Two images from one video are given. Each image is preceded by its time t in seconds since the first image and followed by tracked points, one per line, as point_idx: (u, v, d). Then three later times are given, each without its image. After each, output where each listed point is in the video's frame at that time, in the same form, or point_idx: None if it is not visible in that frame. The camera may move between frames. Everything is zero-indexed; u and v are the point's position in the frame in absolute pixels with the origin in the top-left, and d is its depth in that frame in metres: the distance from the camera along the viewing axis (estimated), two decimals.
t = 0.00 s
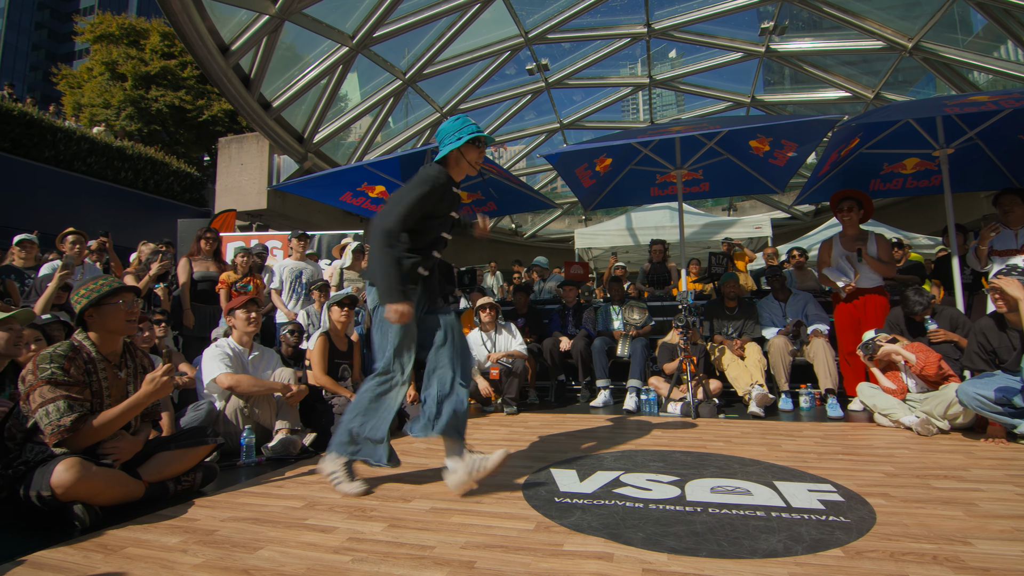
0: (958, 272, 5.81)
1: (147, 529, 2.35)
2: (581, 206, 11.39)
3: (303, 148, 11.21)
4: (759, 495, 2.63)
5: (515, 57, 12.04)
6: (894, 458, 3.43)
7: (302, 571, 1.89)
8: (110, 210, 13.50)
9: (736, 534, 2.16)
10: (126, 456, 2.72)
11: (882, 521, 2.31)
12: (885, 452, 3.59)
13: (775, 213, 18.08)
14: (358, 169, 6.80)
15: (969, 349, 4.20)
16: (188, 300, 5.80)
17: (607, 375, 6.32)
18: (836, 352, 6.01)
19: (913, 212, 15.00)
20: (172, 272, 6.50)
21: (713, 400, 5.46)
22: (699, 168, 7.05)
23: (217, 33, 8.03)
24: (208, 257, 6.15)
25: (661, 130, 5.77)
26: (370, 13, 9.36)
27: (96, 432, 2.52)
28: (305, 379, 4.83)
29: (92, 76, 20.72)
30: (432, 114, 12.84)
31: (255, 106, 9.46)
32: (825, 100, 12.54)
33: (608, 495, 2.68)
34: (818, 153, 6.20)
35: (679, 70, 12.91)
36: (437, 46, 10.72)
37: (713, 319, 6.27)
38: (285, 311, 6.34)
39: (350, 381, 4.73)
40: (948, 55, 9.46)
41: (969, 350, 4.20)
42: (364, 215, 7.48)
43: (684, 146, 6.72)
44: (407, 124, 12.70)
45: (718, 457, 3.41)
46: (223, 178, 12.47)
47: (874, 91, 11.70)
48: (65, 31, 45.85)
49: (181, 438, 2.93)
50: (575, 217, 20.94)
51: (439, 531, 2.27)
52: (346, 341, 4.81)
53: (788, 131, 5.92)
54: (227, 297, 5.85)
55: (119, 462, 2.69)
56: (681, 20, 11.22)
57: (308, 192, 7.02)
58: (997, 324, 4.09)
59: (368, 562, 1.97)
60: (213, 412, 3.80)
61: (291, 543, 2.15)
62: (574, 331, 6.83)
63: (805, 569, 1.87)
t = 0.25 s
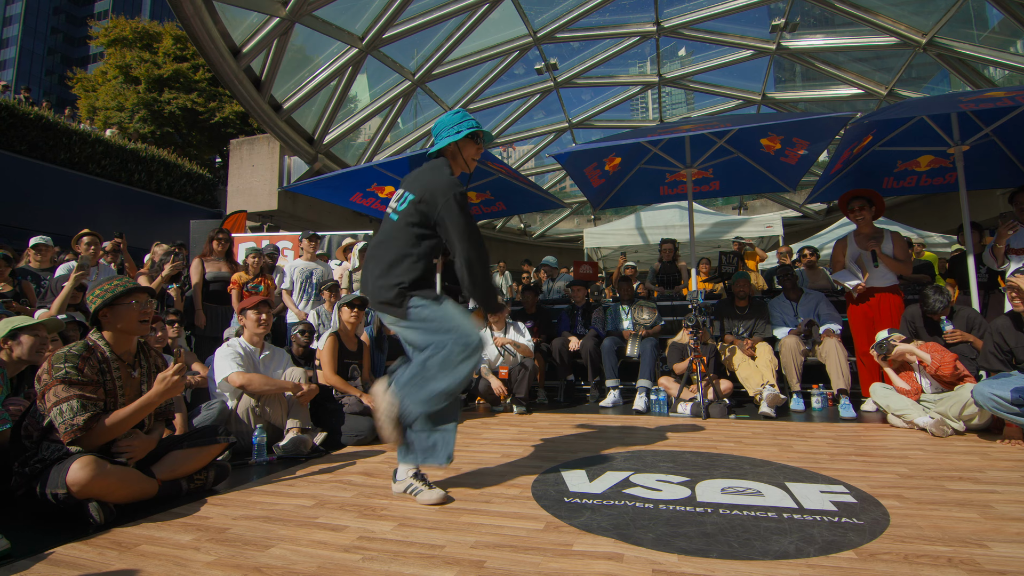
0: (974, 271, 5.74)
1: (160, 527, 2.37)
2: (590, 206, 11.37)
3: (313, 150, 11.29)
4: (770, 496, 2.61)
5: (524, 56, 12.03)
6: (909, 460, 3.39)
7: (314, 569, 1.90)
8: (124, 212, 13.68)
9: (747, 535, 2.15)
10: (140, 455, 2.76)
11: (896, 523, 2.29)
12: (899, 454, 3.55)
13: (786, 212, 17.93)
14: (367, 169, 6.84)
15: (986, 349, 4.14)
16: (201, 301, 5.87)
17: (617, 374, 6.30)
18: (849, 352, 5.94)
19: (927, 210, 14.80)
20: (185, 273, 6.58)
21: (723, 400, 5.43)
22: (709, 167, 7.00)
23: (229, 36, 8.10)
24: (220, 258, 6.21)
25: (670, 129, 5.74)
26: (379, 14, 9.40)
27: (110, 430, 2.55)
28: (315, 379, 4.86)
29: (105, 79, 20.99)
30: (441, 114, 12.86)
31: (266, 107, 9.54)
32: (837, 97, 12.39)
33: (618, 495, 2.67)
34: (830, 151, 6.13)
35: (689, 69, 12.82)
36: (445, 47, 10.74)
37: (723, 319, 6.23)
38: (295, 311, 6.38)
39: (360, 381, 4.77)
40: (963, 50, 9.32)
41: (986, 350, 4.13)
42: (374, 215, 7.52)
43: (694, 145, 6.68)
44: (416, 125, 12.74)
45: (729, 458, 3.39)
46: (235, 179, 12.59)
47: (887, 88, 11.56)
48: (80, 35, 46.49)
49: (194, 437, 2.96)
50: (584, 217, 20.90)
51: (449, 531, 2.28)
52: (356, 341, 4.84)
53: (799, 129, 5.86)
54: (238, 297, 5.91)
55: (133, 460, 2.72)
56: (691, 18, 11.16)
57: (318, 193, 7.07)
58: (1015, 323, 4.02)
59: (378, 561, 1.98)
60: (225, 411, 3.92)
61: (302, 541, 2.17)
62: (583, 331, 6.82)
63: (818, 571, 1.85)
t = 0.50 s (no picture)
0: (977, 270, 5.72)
1: (163, 527, 2.38)
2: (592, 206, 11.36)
3: (315, 150, 11.30)
4: (772, 496, 2.61)
5: (526, 56, 12.04)
6: (911, 460, 3.38)
7: (315, 569, 1.90)
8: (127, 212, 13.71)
9: (749, 535, 2.15)
10: (142, 454, 2.76)
11: (899, 523, 2.28)
12: (901, 454, 3.54)
13: (788, 212, 17.90)
14: (369, 170, 6.85)
15: (990, 348, 4.12)
16: (203, 301, 5.87)
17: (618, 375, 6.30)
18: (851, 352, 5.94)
19: (930, 210, 14.77)
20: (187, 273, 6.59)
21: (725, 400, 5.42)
22: (711, 167, 6.99)
23: (231, 37, 8.12)
24: (223, 258, 6.22)
25: (672, 129, 5.73)
26: (381, 14, 9.41)
27: (111, 430, 2.55)
28: (317, 379, 4.86)
29: (108, 80, 21.05)
30: (443, 114, 12.87)
31: (268, 108, 9.55)
32: (840, 97, 12.37)
33: (620, 495, 2.67)
34: (833, 151, 6.11)
35: (691, 69, 12.81)
36: (447, 47, 10.74)
37: (725, 319, 6.21)
38: (297, 311, 6.39)
39: (363, 381, 4.77)
40: (966, 50, 9.30)
41: (990, 349, 4.12)
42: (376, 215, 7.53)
43: (697, 144, 6.67)
44: (418, 125, 12.74)
45: (731, 458, 3.39)
46: (237, 179, 12.60)
47: (890, 87, 11.53)
48: (82, 36, 46.58)
49: (196, 437, 2.97)
50: (586, 217, 20.89)
51: (451, 531, 2.28)
52: (359, 341, 4.84)
53: (801, 128, 5.85)
54: (240, 297, 5.92)
55: (135, 460, 2.73)
56: (693, 18, 11.15)
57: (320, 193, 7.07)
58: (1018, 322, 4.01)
59: (380, 561, 1.98)
60: (227, 411, 3.87)
61: (304, 541, 2.17)
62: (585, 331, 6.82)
63: (820, 571, 1.85)
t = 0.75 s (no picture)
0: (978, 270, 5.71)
1: (163, 527, 2.38)
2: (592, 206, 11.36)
3: (316, 150, 11.30)
4: (773, 496, 2.61)
5: (526, 57, 12.04)
6: (912, 460, 3.38)
7: (316, 569, 1.90)
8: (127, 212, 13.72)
9: (750, 535, 2.15)
10: (143, 454, 2.76)
11: (899, 524, 2.28)
12: (902, 454, 3.54)
13: (789, 212, 17.89)
14: (370, 170, 6.85)
15: (991, 348, 4.12)
16: (203, 301, 5.88)
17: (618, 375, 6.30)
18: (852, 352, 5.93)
19: (931, 210, 14.76)
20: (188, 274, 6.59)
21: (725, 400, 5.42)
22: (711, 167, 7.00)
23: (232, 37, 8.13)
24: (223, 258, 6.22)
25: (673, 129, 5.73)
26: (381, 15, 9.42)
27: (111, 430, 2.55)
28: (317, 379, 4.87)
29: (109, 80, 21.07)
30: (444, 114, 12.87)
31: (268, 108, 9.56)
32: (840, 97, 12.37)
33: (620, 495, 2.67)
34: (833, 151, 6.11)
35: (691, 68, 12.80)
36: (447, 47, 10.74)
37: (725, 319, 6.22)
38: (298, 311, 6.39)
39: (363, 381, 4.77)
40: (966, 50, 9.29)
41: (991, 349, 4.12)
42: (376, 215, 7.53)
43: (697, 144, 6.67)
44: (418, 125, 12.74)
45: (732, 458, 3.39)
46: (238, 179, 12.61)
47: (890, 87, 11.53)
48: (83, 36, 46.60)
49: (197, 437, 2.98)
50: (586, 217, 20.89)
51: (451, 531, 2.28)
52: (360, 341, 4.84)
53: (802, 128, 5.85)
54: (241, 298, 5.92)
55: (136, 460, 2.73)
56: (693, 18, 11.15)
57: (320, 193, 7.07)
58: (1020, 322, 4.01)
59: (381, 561, 1.98)
60: (229, 412, 3.86)
61: (305, 541, 2.17)
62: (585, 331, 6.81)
63: (821, 572, 1.84)
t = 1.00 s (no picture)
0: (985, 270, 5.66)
1: (169, 526, 2.39)
2: (596, 205, 11.34)
3: (320, 151, 11.34)
4: (778, 497, 2.60)
5: (530, 57, 12.04)
6: (918, 461, 3.36)
7: (321, 569, 1.91)
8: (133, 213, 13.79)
9: (755, 536, 2.14)
10: (149, 454, 2.78)
11: (906, 525, 2.27)
12: (908, 455, 3.52)
13: (793, 211, 17.83)
14: (374, 170, 6.86)
15: (998, 349, 4.10)
16: (208, 301, 5.90)
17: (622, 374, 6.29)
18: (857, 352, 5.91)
19: (937, 210, 14.67)
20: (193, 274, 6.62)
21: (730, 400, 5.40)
22: (715, 167, 6.98)
23: (236, 38, 8.16)
24: (228, 259, 6.24)
25: (677, 129, 5.71)
26: (385, 15, 9.44)
27: (117, 430, 2.57)
28: (322, 379, 4.89)
29: (115, 82, 21.17)
30: (448, 115, 12.88)
31: (273, 109, 9.59)
32: (845, 96, 12.31)
33: (624, 495, 2.67)
34: (838, 150, 6.08)
35: (695, 68, 12.77)
36: (451, 47, 10.75)
37: (730, 319, 6.21)
38: (302, 311, 6.40)
39: (367, 381, 4.76)
40: (973, 48, 9.23)
41: (998, 350, 4.10)
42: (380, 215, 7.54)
43: (701, 144, 6.65)
44: (422, 125, 12.75)
45: (736, 458, 3.38)
46: (242, 180, 12.65)
47: (896, 86, 11.47)
48: (90, 38, 46.90)
49: (202, 437, 2.99)
50: (589, 216, 20.86)
51: (455, 530, 2.28)
52: (362, 341, 4.85)
53: (807, 127, 5.82)
54: (246, 298, 5.94)
55: (142, 459, 2.74)
56: (697, 17, 11.12)
57: (324, 194, 7.09)
58: None
59: (385, 561, 1.99)
60: (235, 413, 3.87)
61: (310, 540, 2.18)
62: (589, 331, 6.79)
63: (825, 572, 1.84)
